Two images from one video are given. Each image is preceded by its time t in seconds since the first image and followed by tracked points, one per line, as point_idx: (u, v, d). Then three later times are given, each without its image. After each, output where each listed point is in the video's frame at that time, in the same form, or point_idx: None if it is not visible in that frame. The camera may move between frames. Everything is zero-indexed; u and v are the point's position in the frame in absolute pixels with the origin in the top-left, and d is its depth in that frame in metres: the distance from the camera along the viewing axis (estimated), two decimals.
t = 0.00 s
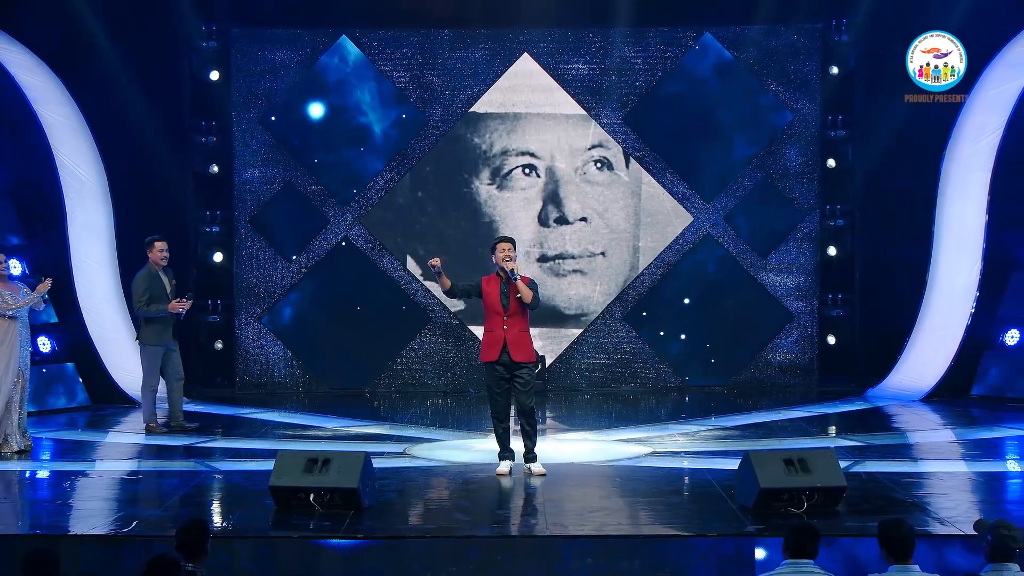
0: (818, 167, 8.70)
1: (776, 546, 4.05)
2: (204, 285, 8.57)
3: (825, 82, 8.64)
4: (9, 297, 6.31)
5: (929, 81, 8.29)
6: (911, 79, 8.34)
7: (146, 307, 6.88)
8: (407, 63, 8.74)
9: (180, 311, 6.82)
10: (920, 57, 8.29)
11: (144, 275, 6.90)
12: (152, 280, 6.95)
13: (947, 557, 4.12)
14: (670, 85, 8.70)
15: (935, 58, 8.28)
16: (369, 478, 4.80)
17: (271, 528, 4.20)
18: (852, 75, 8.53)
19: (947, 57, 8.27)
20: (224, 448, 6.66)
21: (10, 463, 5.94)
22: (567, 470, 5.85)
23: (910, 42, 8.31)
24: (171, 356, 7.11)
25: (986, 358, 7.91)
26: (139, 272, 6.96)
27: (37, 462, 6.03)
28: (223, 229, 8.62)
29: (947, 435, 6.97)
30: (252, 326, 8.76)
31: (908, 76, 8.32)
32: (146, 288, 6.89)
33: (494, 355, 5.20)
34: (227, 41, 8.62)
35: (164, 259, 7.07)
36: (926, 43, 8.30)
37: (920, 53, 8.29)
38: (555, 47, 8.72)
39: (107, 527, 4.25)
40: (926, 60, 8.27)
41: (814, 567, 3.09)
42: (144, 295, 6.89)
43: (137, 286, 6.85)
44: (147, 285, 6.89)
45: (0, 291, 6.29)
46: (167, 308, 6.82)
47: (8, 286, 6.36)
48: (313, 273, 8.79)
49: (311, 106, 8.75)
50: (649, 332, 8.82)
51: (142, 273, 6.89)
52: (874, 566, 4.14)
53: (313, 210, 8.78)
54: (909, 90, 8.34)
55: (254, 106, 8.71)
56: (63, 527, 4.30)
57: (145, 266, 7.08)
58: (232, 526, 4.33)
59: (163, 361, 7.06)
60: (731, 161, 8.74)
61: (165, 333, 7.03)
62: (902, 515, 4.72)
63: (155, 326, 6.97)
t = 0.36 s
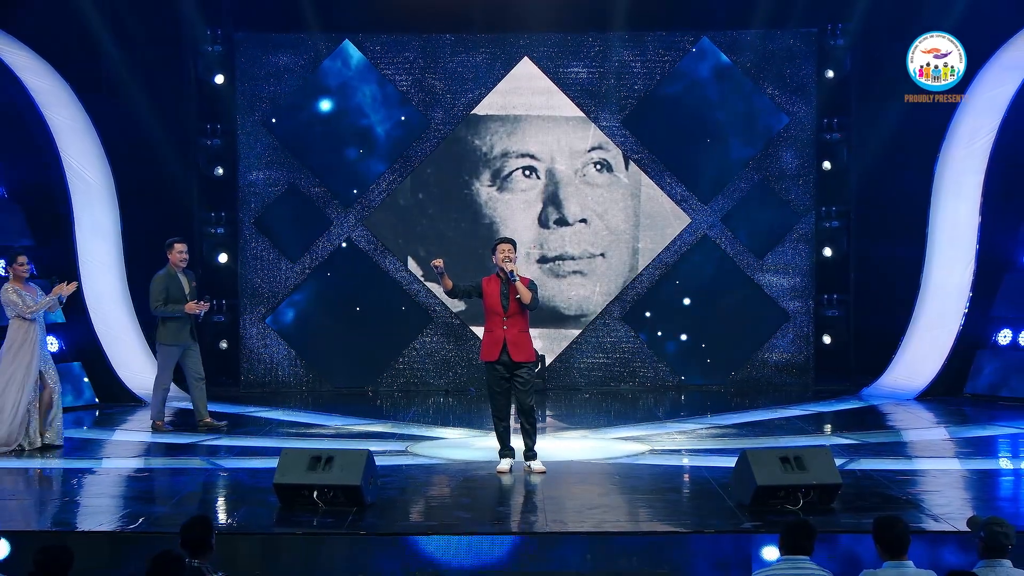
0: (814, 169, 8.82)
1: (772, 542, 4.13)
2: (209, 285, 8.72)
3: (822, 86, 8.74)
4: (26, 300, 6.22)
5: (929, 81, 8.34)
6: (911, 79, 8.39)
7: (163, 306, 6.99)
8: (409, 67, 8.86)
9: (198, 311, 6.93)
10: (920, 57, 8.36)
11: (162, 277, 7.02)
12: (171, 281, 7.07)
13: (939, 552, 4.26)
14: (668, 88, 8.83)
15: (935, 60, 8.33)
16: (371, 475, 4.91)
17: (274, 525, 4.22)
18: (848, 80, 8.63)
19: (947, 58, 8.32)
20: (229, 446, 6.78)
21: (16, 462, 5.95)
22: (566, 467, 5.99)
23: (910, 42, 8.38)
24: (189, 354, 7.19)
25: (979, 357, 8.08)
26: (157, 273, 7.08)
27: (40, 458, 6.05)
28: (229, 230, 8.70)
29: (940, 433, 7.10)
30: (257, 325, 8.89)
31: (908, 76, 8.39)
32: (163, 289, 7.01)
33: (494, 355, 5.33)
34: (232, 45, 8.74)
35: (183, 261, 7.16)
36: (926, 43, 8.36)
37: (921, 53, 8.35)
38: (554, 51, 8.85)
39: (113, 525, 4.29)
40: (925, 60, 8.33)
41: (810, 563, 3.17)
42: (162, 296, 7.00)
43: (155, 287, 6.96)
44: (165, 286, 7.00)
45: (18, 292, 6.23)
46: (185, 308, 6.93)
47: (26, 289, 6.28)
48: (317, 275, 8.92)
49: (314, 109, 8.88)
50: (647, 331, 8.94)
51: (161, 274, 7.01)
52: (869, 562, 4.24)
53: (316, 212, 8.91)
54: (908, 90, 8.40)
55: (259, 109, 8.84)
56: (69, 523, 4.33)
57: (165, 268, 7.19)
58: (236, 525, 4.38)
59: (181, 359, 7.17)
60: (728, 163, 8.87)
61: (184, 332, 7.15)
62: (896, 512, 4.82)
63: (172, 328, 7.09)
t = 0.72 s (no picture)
0: (810, 170, 8.94)
1: (769, 538, 4.19)
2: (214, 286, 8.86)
3: (817, 90, 8.85)
4: (53, 297, 6.40)
5: (929, 81, 8.53)
6: (912, 78, 8.57)
7: (189, 302, 7.12)
8: (410, 71, 8.99)
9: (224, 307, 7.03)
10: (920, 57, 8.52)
11: (188, 274, 7.15)
12: (197, 279, 7.19)
13: (934, 548, 4.29)
14: (665, 91, 8.95)
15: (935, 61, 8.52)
16: (373, 473, 5.01)
17: (277, 522, 4.29)
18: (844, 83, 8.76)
19: (947, 58, 8.50)
20: (233, 444, 6.89)
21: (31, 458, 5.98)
22: (566, 465, 6.10)
23: (911, 42, 8.53)
24: (213, 352, 7.29)
25: (973, 357, 8.16)
26: (185, 270, 7.21)
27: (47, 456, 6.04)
28: (232, 231, 8.86)
29: (934, 431, 7.21)
30: (261, 325, 9.03)
31: (908, 75, 8.56)
32: (190, 286, 7.14)
33: (494, 354, 5.45)
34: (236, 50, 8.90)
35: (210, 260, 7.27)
36: (926, 44, 8.53)
37: (921, 53, 8.51)
38: (553, 55, 8.97)
39: (119, 521, 4.35)
40: (926, 61, 8.51)
41: (806, 559, 3.23)
42: (187, 292, 7.13)
43: (181, 284, 7.10)
44: (190, 283, 7.13)
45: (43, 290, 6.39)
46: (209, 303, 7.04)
47: (51, 286, 6.45)
48: (320, 275, 9.05)
49: (317, 112, 9.01)
50: (645, 331, 9.06)
51: (187, 272, 7.15)
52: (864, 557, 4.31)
53: (320, 213, 9.05)
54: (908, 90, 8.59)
55: (263, 112, 8.98)
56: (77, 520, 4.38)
57: (192, 266, 7.33)
58: (240, 521, 4.49)
59: (204, 357, 7.28)
60: (725, 165, 8.99)
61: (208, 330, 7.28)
62: (891, 509, 4.90)
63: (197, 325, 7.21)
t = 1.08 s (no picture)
0: (806, 172, 9.07)
1: (765, 535, 4.28)
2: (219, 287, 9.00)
3: (812, 93, 9.00)
4: (75, 300, 6.46)
5: (929, 81, 8.62)
6: (912, 78, 8.66)
7: (208, 295, 7.24)
8: (412, 75, 9.12)
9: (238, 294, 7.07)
10: (920, 57, 8.58)
11: (209, 272, 7.29)
12: (218, 276, 7.32)
13: (928, 545, 4.40)
14: (663, 94, 9.08)
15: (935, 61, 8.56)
16: (375, 470, 5.12)
17: (282, 518, 4.41)
18: (837, 86, 8.82)
19: (947, 58, 8.54)
20: (237, 442, 6.99)
21: (53, 456, 6.09)
22: (567, 462, 6.23)
23: (911, 42, 8.61)
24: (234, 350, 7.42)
25: (968, 355, 8.30)
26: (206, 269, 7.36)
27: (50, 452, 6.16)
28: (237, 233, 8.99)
29: (928, 430, 7.32)
30: (264, 325, 9.17)
31: (908, 75, 8.66)
32: (210, 282, 7.26)
33: (494, 354, 5.57)
34: (241, 54, 9.06)
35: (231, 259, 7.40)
36: (926, 43, 8.58)
37: (921, 53, 8.58)
38: (553, 59, 9.11)
39: (126, 519, 4.44)
40: (926, 61, 8.57)
41: (803, 556, 3.26)
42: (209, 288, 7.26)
43: (202, 280, 7.23)
44: (211, 279, 7.26)
45: (66, 294, 6.44)
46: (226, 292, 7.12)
47: (74, 289, 6.50)
48: (323, 276, 9.17)
49: (320, 115, 9.14)
50: (643, 330, 9.19)
51: (208, 270, 7.29)
52: (858, 552, 4.38)
53: (323, 214, 9.19)
54: (908, 89, 8.73)
55: (267, 115, 9.12)
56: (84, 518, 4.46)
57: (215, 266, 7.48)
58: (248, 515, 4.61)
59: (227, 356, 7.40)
60: (723, 167, 9.12)
61: (227, 329, 7.44)
62: (885, 506, 4.99)
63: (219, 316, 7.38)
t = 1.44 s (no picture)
0: (801, 174, 9.20)
1: (762, 531, 4.41)
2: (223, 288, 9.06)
3: (808, 96, 9.12)
4: (96, 296, 6.63)
5: (929, 81, 8.65)
6: (912, 79, 8.71)
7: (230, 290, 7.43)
8: (414, 78, 9.25)
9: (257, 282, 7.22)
10: (920, 57, 8.65)
11: (229, 275, 7.48)
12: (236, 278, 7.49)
13: (921, 541, 4.50)
14: (661, 97, 9.21)
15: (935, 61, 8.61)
16: (377, 468, 5.21)
17: (286, 515, 4.52)
18: (835, 89, 9.04)
19: (947, 58, 8.60)
20: (241, 440, 7.07)
21: (76, 453, 6.22)
22: (567, 460, 6.37)
23: (911, 44, 8.68)
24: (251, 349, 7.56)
25: (961, 353, 8.44)
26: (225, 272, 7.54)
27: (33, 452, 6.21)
28: (242, 233, 9.12)
29: (923, 428, 7.43)
30: (269, 325, 9.29)
31: (908, 75, 8.70)
32: (231, 283, 7.43)
33: (493, 353, 5.69)
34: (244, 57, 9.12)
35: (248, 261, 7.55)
36: (926, 44, 8.65)
37: (921, 53, 8.64)
38: (552, 62, 9.24)
39: (133, 515, 4.55)
40: (926, 61, 8.63)
41: (797, 551, 3.34)
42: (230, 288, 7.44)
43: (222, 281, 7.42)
44: (231, 281, 7.44)
45: (88, 290, 6.60)
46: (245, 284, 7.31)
47: (95, 286, 6.68)
48: (326, 277, 9.30)
49: (324, 118, 9.28)
50: (642, 330, 9.32)
51: (227, 272, 7.48)
52: (852, 548, 4.46)
53: (326, 215, 9.32)
54: (908, 90, 8.75)
55: (271, 119, 9.25)
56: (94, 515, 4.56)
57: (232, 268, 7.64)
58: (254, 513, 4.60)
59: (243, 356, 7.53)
60: (720, 169, 9.26)
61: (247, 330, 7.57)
62: (879, 503, 5.09)
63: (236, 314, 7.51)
